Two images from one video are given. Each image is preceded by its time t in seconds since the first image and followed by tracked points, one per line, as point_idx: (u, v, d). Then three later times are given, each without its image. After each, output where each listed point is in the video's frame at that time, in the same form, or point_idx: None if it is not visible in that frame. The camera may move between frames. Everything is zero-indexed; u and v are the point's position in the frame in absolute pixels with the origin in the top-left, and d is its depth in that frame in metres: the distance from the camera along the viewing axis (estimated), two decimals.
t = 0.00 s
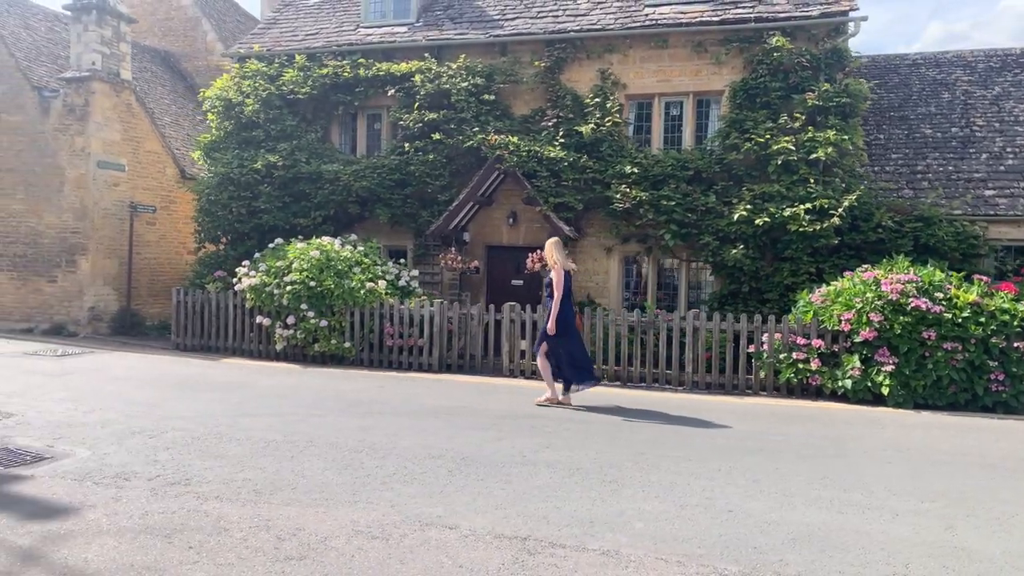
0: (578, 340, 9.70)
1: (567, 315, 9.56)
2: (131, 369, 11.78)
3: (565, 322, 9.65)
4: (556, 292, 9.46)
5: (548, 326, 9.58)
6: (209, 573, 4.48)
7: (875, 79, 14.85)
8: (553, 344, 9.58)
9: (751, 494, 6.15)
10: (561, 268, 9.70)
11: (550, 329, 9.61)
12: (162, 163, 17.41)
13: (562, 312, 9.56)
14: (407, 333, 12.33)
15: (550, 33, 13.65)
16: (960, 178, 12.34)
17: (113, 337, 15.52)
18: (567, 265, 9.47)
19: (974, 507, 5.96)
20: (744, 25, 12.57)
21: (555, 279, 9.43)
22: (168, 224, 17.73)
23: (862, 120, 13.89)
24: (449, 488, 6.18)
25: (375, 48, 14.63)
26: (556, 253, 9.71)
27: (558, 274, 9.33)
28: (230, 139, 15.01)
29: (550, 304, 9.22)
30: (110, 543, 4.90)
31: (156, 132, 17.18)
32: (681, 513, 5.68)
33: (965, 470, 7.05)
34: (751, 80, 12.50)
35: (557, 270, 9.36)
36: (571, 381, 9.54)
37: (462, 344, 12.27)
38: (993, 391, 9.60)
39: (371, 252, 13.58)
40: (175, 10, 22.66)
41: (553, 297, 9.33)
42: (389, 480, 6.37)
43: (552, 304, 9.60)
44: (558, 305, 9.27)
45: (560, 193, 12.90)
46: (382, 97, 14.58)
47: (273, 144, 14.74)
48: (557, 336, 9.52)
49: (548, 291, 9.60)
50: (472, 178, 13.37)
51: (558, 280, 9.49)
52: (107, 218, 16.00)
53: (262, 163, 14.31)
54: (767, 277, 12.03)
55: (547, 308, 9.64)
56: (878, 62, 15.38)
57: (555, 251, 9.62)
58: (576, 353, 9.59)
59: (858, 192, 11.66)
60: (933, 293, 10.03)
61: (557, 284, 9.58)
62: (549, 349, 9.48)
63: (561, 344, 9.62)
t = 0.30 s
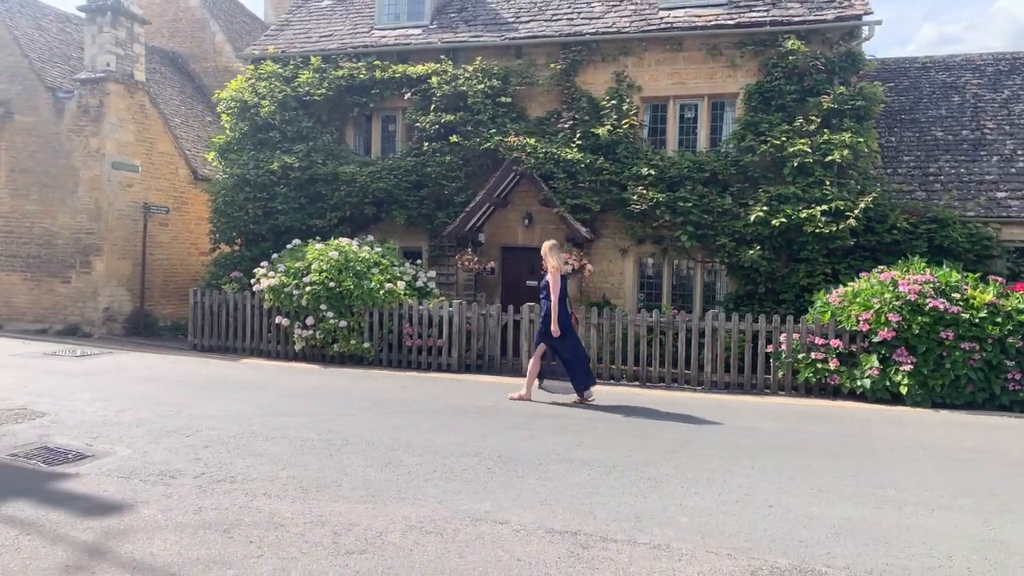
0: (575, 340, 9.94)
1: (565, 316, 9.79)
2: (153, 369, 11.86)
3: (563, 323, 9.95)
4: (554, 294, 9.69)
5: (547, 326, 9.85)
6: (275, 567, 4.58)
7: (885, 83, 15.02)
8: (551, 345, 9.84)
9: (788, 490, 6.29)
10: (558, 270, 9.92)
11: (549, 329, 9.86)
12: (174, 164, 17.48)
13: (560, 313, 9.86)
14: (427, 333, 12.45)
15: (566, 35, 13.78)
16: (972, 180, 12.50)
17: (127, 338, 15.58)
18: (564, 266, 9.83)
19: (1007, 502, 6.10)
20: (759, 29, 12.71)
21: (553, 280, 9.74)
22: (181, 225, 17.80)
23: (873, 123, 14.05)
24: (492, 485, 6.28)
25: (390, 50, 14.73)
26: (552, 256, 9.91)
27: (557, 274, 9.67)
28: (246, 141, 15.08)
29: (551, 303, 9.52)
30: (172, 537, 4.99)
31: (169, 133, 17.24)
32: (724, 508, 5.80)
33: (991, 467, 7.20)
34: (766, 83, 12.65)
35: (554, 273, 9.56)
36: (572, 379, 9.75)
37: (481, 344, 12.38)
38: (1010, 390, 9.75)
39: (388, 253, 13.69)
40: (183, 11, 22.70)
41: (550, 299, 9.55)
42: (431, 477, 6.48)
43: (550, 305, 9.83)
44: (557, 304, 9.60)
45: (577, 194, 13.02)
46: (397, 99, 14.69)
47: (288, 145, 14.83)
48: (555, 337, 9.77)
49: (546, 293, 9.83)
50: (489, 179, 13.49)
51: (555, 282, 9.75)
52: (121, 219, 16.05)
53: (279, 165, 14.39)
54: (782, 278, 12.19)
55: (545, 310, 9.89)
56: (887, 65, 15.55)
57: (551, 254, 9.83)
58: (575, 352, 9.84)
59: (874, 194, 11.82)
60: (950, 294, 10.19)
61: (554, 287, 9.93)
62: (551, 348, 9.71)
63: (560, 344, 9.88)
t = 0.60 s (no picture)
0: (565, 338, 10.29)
1: (557, 314, 10.15)
2: (174, 369, 11.94)
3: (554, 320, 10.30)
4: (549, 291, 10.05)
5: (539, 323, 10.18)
6: (337, 564, 4.69)
7: (896, 85, 15.18)
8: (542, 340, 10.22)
9: (822, 488, 6.42)
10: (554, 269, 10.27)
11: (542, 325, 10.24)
12: (187, 165, 17.55)
13: (552, 310, 10.22)
14: (446, 334, 12.58)
15: (581, 38, 13.90)
16: (984, 182, 12.67)
17: (142, 338, 15.66)
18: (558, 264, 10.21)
19: None
20: (774, 32, 12.86)
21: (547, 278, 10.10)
22: (193, 226, 17.87)
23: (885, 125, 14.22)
24: (531, 484, 6.41)
25: (406, 53, 14.84)
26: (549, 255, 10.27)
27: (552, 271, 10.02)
28: (261, 142, 15.16)
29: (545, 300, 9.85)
30: (230, 535, 5.10)
31: (182, 134, 17.30)
32: (763, 506, 5.93)
33: (1016, 465, 7.34)
34: (781, 86, 12.81)
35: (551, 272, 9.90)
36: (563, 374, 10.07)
37: (500, 344, 12.50)
38: None
39: (405, 254, 13.82)
40: (192, 12, 22.76)
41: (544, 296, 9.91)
42: (471, 476, 6.60)
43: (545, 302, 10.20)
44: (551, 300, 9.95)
45: (593, 196, 13.15)
46: (413, 101, 14.80)
47: (304, 147, 14.92)
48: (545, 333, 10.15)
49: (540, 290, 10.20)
50: (506, 181, 13.61)
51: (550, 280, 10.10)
52: (136, 220, 16.12)
53: (295, 166, 14.48)
54: (797, 279, 12.35)
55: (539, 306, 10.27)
56: (897, 67, 15.71)
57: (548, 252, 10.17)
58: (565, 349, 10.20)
59: (888, 196, 11.98)
60: (966, 294, 10.34)
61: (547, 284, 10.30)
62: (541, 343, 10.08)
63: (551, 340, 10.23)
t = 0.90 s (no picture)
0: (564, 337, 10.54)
1: (556, 314, 10.40)
2: (197, 370, 12.02)
3: (553, 321, 10.53)
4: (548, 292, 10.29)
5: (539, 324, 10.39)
6: (396, 558, 4.78)
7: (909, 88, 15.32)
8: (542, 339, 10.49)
9: (857, 486, 6.53)
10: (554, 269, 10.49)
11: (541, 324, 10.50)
12: (202, 166, 17.64)
13: (551, 310, 10.45)
14: (466, 334, 12.70)
15: (598, 41, 14.01)
16: (998, 184, 12.80)
17: (159, 339, 15.73)
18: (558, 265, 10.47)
19: None
20: (790, 35, 12.99)
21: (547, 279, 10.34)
22: (208, 227, 17.97)
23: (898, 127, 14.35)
24: (570, 481, 6.52)
25: (423, 55, 14.94)
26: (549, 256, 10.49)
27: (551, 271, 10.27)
28: (278, 144, 15.25)
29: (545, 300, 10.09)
30: (286, 532, 5.20)
31: (197, 136, 17.39)
32: (802, 503, 6.04)
33: None
34: (798, 88, 12.94)
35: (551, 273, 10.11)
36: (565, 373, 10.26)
37: (519, 344, 12.61)
38: None
39: (424, 255, 13.95)
40: (202, 14, 22.83)
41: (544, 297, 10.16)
42: (511, 474, 6.71)
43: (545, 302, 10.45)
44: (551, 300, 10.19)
45: (611, 197, 13.28)
46: (430, 103, 14.91)
47: (321, 149, 15.01)
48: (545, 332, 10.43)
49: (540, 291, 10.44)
50: (524, 183, 13.75)
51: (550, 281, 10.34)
52: (152, 221, 16.20)
53: (313, 168, 14.57)
54: (814, 280, 12.49)
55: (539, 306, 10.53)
56: (909, 70, 15.85)
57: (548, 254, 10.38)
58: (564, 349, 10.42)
59: (905, 198, 12.11)
60: (984, 295, 10.47)
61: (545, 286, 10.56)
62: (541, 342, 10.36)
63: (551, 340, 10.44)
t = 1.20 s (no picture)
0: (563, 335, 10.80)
1: (556, 312, 10.65)
2: (220, 370, 12.11)
3: (552, 321, 10.80)
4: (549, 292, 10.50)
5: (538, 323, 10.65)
6: (456, 556, 4.87)
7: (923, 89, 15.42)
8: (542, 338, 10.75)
9: (893, 485, 6.63)
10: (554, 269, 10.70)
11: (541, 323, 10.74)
12: (218, 167, 17.71)
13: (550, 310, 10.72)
14: (486, 334, 12.80)
15: (616, 43, 14.11)
16: (1014, 185, 12.89)
17: (177, 339, 15.81)
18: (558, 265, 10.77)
19: None
20: (807, 38, 13.10)
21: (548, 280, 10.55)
22: (224, 228, 18.04)
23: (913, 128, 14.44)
24: (611, 481, 6.62)
25: (440, 57, 15.03)
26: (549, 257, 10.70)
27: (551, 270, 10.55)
28: (297, 145, 15.34)
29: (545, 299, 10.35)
30: (343, 531, 5.29)
31: (213, 137, 17.46)
32: (843, 502, 6.13)
33: None
34: (815, 91, 13.05)
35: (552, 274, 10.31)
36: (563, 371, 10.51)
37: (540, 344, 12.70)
38: None
39: (443, 256, 14.05)
40: (214, 15, 22.89)
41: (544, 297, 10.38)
42: (552, 473, 6.81)
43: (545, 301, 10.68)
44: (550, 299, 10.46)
45: (630, 198, 13.40)
46: (447, 105, 15.01)
47: (340, 150, 15.10)
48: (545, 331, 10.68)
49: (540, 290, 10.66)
50: (543, 184, 13.85)
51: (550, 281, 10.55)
52: (170, 222, 16.28)
53: (332, 169, 14.67)
54: (832, 281, 12.60)
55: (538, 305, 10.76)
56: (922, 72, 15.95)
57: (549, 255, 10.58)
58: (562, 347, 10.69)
59: (924, 199, 12.22)
60: (1005, 296, 10.58)
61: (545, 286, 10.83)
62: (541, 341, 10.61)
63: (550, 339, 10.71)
